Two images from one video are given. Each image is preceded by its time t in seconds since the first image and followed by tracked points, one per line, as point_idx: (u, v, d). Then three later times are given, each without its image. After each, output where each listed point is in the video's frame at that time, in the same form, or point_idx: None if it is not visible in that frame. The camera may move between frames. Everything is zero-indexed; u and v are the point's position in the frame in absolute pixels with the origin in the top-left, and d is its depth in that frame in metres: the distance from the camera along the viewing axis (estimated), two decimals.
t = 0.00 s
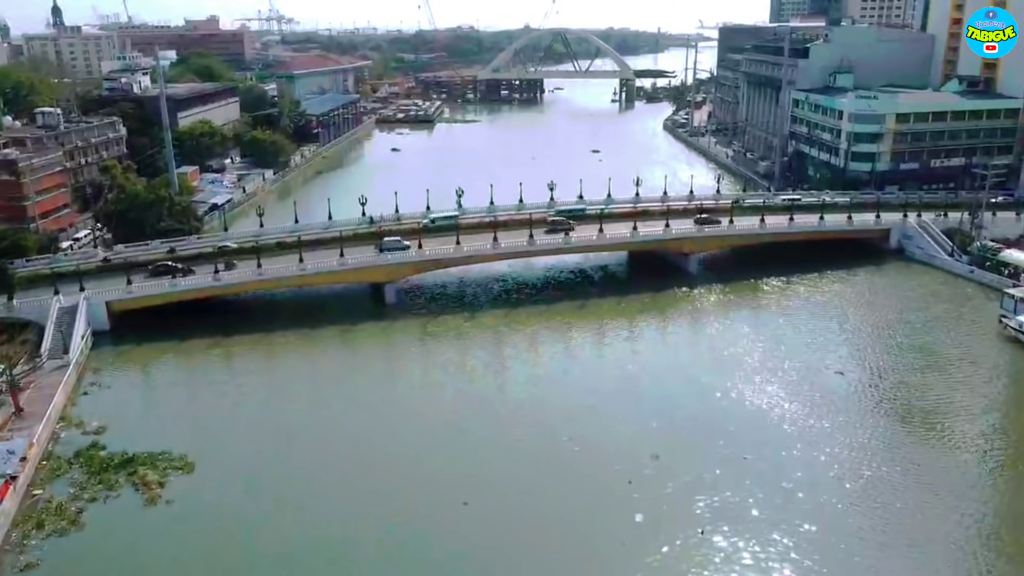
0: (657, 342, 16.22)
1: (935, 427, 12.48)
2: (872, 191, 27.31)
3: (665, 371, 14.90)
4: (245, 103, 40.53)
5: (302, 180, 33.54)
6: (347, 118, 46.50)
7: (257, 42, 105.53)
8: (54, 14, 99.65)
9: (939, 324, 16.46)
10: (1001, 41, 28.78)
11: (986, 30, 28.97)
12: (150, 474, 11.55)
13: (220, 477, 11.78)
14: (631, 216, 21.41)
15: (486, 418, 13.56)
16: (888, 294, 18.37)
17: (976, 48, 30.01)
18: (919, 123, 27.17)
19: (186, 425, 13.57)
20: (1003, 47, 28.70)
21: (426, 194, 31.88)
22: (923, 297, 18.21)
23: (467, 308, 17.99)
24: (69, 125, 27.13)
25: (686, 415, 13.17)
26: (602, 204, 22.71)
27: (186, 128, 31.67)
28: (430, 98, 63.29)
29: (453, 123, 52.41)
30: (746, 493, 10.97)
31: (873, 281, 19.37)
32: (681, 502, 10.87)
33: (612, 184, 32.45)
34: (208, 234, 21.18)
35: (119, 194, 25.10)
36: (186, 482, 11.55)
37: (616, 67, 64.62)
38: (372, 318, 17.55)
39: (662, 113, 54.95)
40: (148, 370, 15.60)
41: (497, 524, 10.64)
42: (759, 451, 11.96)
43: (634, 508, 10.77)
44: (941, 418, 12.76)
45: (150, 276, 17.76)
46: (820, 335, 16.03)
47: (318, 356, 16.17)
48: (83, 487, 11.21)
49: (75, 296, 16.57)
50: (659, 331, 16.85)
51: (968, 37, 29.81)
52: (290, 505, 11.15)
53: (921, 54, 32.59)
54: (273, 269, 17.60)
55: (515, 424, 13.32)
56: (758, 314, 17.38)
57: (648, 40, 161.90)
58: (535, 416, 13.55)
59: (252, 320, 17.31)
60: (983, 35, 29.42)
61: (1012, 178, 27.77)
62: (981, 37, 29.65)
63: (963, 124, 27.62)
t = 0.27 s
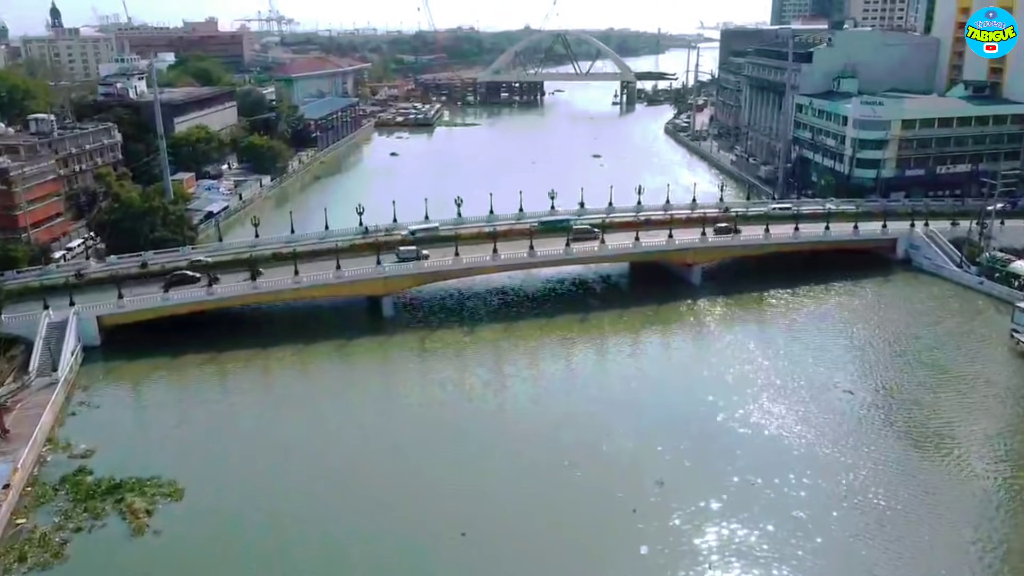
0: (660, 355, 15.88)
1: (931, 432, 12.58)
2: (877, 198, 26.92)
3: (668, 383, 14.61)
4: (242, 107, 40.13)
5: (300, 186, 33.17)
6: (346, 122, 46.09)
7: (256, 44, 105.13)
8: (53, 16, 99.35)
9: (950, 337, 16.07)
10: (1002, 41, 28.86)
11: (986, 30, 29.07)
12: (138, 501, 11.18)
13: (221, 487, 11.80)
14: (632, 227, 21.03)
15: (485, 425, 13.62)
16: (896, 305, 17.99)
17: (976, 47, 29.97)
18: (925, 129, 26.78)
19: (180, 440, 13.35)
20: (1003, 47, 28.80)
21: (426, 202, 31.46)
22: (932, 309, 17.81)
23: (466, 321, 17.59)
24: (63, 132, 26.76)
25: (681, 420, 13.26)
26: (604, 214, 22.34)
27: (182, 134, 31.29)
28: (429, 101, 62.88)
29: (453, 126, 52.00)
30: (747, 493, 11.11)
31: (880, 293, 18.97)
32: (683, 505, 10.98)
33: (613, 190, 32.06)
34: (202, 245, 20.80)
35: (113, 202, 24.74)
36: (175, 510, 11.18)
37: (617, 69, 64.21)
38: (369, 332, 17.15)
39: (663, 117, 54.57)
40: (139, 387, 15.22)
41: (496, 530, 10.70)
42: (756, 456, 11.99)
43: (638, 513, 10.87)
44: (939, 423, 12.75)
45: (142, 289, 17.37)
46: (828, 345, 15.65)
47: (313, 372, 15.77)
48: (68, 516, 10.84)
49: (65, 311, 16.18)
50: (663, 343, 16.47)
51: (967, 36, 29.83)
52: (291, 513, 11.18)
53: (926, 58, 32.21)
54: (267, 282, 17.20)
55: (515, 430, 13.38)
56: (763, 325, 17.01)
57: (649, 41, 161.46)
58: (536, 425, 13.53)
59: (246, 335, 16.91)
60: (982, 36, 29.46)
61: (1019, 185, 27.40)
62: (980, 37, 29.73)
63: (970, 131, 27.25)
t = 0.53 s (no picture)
0: (662, 368, 15.54)
1: (931, 438, 12.57)
2: (882, 205, 26.55)
3: (670, 396, 14.36)
4: (240, 111, 39.75)
5: (297, 192, 32.81)
6: (345, 125, 45.71)
7: (256, 45, 104.72)
8: (51, 17, 98.91)
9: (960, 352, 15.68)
10: (1002, 42, 28.60)
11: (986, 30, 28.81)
12: (125, 529, 10.82)
13: (220, 494, 12.03)
14: (634, 236, 20.66)
15: (485, 429, 13.71)
16: (904, 318, 17.59)
17: (976, 47, 29.82)
18: (931, 134, 26.41)
19: (176, 453, 13.22)
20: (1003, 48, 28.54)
21: (424, 209, 31.09)
22: (942, 321, 17.41)
23: (465, 334, 17.20)
24: (57, 138, 26.40)
25: (680, 424, 13.31)
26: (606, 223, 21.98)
27: (178, 139, 30.92)
28: (429, 104, 62.49)
29: (452, 129, 51.60)
30: (736, 499, 11.20)
31: (887, 304, 18.59)
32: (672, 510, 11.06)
33: (615, 195, 31.70)
34: (197, 255, 20.44)
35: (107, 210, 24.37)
36: (163, 538, 10.82)
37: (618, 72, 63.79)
38: (366, 345, 16.75)
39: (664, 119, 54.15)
40: (130, 403, 14.85)
41: (489, 537, 10.84)
42: (756, 467, 11.92)
43: (626, 517, 10.96)
44: (946, 436, 12.58)
45: (134, 302, 16.98)
46: (834, 359, 15.33)
47: (308, 387, 15.37)
48: (51, 544, 10.48)
49: (54, 325, 15.80)
50: (666, 356, 16.12)
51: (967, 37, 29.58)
52: (289, 519, 11.37)
53: (931, 62, 31.83)
54: (262, 294, 16.81)
55: (514, 435, 13.45)
56: (769, 339, 16.62)
57: (649, 41, 161.01)
58: (535, 430, 13.61)
59: (240, 349, 16.51)
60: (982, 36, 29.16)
61: None
62: (980, 37, 29.47)
63: (976, 136, 26.87)
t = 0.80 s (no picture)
0: (665, 382, 15.21)
1: (934, 448, 12.43)
2: (887, 213, 26.17)
3: (671, 410, 14.10)
4: (237, 115, 39.38)
5: (295, 198, 32.47)
6: (344, 129, 45.32)
7: (256, 47, 104.40)
8: (50, 19, 98.58)
9: (970, 366, 15.30)
10: (1001, 41, 28.71)
11: (986, 30, 28.90)
12: (110, 557, 10.47)
13: (219, 505, 12.01)
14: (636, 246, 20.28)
15: (485, 438, 13.61)
16: (912, 330, 17.22)
17: (975, 47, 29.83)
18: (937, 140, 26.04)
19: (170, 471, 12.95)
20: (1003, 47, 28.64)
21: (423, 216, 30.74)
22: (951, 333, 17.02)
23: (464, 348, 16.82)
24: (51, 144, 26.03)
25: (680, 433, 13.23)
26: (607, 233, 21.61)
27: (174, 144, 30.56)
28: (429, 106, 62.13)
29: (452, 132, 51.21)
30: (735, 512, 11.15)
31: (895, 316, 18.20)
32: (671, 523, 11.00)
33: (616, 202, 31.32)
34: (191, 265, 20.08)
35: (100, 218, 24.00)
36: (151, 565, 10.49)
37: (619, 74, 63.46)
38: (362, 359, 16.37)
39: (665, 122, 53.80)
40: (119, 419, 14.48)
41: (490, 546, 10.82)
42: (762, 482, 11.75)
43: (625, 531, 10.88)
44: (959, 454, 12.26)
45: (125, 316, 16.60)
46: (841, 373, 14.98)
47: (302, 403, 14.96)
48: None
49: (42, 340, 15.41)
50: (669, 370, 15.76)
51: (967, 37, 29.69)
52: (287, 532, 11.31)
53: (935, 67, 31.50)
54: (255, 307, 16.43)
55: (513, 443, 13.38)
56: (774, 352, 16.25)
57: (649, 43, 160.58)
58: (539, 437, 13.56)
59: (234, 363, 16.12)
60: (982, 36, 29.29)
61: None
62: (980, 37, 29.59)
63: (983, 142, 26.50)
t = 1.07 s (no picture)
0: (667, 398, 14.87)
1: (939, 464, 12.21)
2: (892, 219, 25.81)
3: (673, 426, 13.80)
4: (234, 118, 39.01)
5: (293, 204, 32.12)
6: (343, 132, 44.95)
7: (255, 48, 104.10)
8: (48, 20, 98.27)
9: (981, 380, 14.90)
10: (1001, 41, 28.42)
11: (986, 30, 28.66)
12: None
13: (213, 522, 11.85)
14: (638, 255, 19.91)
15: (482, 453, 13.42)
16: (921, 343, 16.85)
17: (975, 47, 29.73)
18: (942, 146, 25.68)
19: (163, 490, 12.68)
20: (1003, 47, 28.33)
21: (422, 222, 30.37)
22: (960, 346, 16.63)
23: (462, 361, 16.45)
24: (44, 149, 25.67)
25: (685, 450, 12.98)
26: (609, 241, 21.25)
27: (169, 149, 30.20)
28: (428, 108, 61.75)
29: (452, 135, 50.83)
30: (741, 533, 10.90)
31: (903, 327, 17.82)
32: (671, 542, 10.81)
33: (617, 207, 30.95)
34: (185, 275, 19.71)
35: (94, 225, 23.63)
36: None
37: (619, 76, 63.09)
38: (358, 374, 16.00)
39: (666, 125, 53.42)
40: (109, 437, 14.12)
41: (488, 568, 10.58)
42: (769, 503, 11.50)
43: (624, 550, 10.71)
44: (973, 474, 11.95)
45: (116, 329, 16.23)
46: (849, 388, 14.63)
47: (297, 419, 14.60)
48: None
49: (31, 354, 15.04)
50: (671, 384, 15.40)
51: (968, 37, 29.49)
52: (283, 553, 11.11)
53: (940, 71, 31.13)
54: (249, 320, 16.06)
55: (515, 460, 13.12)
56: (780, 366, 15.90)
57: (650, 43, 160.19)
58: (542, 453, 13.30)
59: (227, 378, 15.75)
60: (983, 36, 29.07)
61: None
62: (981, 38, 29.36)
63: (990, 147, 26.13)
